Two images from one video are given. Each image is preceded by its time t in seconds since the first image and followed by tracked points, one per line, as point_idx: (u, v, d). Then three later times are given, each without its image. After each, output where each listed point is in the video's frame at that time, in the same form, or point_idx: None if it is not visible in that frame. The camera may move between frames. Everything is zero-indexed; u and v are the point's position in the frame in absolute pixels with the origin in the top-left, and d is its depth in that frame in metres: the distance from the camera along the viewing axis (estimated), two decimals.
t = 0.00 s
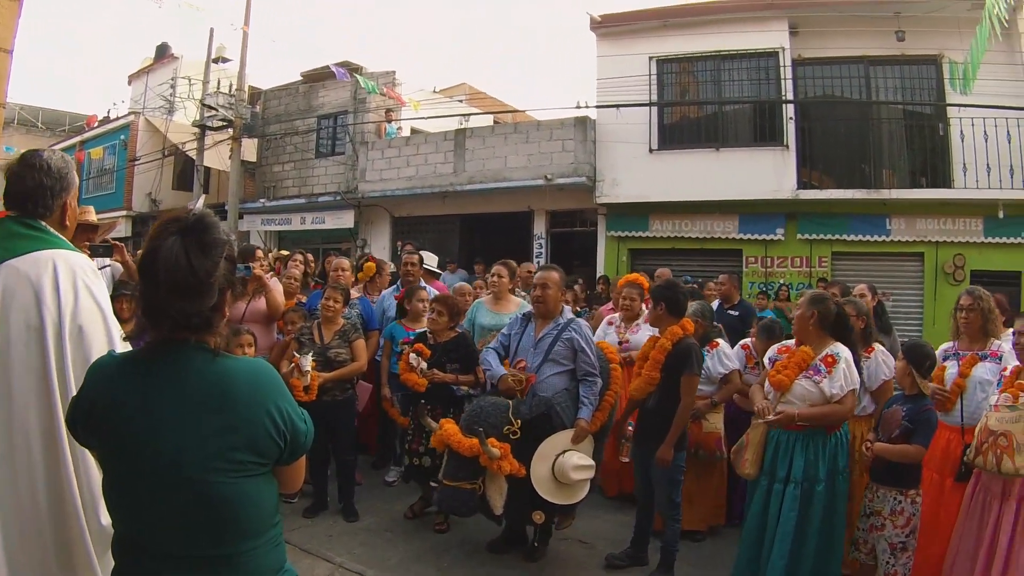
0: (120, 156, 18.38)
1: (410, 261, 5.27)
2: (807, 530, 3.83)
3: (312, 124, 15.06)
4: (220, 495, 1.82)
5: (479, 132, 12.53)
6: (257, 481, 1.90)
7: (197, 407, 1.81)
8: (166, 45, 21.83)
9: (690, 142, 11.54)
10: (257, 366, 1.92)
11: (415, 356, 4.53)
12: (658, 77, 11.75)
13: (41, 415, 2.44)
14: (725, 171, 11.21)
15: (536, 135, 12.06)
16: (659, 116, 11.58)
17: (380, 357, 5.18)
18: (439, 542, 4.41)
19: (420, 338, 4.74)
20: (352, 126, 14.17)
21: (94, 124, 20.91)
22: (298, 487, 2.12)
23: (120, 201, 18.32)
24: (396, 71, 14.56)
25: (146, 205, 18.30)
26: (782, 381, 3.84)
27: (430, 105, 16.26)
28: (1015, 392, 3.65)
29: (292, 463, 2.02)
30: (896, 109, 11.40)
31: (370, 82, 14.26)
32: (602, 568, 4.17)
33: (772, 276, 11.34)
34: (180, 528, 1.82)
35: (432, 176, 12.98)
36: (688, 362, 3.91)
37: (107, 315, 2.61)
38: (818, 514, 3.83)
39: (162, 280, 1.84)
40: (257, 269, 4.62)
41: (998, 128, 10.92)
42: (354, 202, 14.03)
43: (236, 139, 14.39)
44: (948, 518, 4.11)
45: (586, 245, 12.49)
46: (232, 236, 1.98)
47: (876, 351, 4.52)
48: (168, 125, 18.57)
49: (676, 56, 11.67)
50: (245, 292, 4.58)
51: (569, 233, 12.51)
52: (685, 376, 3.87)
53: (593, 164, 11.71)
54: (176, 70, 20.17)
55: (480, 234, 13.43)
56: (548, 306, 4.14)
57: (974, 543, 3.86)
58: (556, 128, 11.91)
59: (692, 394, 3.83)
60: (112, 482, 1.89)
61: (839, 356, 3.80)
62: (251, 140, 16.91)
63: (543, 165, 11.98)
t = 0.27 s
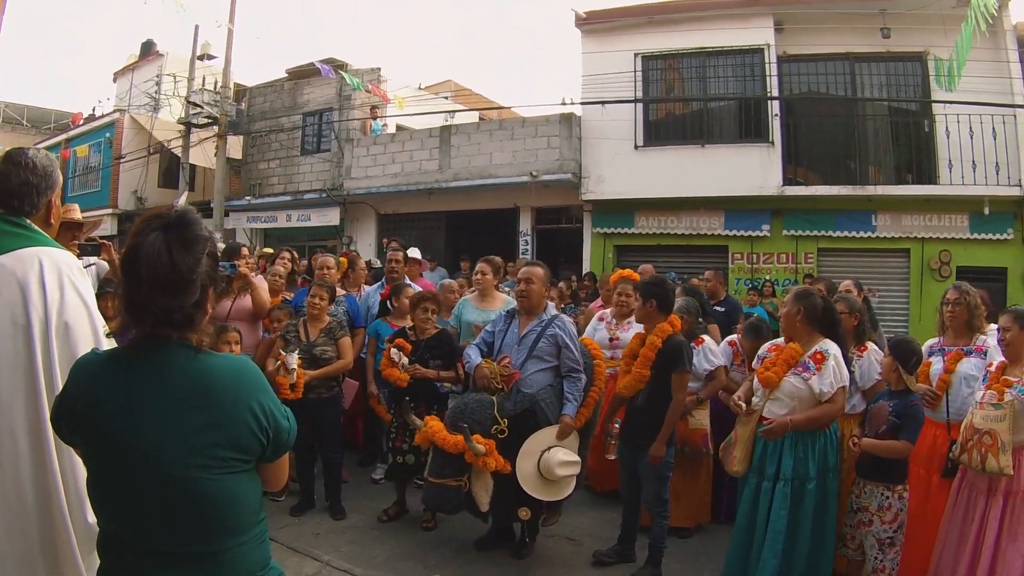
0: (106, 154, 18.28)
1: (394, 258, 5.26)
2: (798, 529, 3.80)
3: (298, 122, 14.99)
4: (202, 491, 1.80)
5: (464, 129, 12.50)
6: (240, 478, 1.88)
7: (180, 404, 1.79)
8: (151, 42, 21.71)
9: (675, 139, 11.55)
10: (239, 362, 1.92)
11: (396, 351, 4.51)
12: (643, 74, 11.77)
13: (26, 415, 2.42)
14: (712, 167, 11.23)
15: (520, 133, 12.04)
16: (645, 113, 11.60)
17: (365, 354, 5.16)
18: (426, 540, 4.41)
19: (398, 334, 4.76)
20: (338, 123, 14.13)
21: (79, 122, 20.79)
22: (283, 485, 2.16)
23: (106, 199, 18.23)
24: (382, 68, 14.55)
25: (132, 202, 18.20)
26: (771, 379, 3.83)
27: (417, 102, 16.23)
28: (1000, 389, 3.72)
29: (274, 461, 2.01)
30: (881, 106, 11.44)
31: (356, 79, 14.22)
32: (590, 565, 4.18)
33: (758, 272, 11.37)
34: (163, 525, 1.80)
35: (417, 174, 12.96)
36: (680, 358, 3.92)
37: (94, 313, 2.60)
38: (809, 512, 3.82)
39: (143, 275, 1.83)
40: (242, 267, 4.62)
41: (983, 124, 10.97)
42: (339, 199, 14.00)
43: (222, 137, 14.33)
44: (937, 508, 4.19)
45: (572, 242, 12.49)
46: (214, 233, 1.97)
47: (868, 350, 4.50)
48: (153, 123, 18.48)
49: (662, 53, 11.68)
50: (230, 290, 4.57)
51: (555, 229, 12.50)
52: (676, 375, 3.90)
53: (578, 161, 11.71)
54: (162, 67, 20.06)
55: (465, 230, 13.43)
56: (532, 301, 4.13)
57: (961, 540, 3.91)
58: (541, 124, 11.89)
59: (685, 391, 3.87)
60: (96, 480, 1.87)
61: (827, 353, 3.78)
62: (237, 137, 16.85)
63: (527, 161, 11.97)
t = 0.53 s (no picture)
0: (95, 148, 18.21)
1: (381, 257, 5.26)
2: (784, 535, 3.80)
3: (288, 120, 14.94)
4: (183, 487, 1.80)
5: (454, 129, 12.49)
6: (220, 475, 1.88)
7: (161, 400, 1.79)
8: (143, 37, 21.64)
9: (665, 142, 11.57)
10: (222, 359, 1.91)
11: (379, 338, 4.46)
12: (633, 77, 11.80)
13: (10, 411, 2.41)
14: (701, 171, 11.27)
15: (510, 133, 12.04)
16: (635, 115, 11.62)
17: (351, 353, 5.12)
18: (410, 539, 4.40)
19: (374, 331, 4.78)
20: (328, 121, 14.10)
21: (69, 116, 20.70)
22: (264, 485, 2.15)
23: (95, 194, 18.14)
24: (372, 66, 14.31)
25: (120, 197, 18.11)
26: (758, 383, 3.84)
27: (408, 101, 16.21)
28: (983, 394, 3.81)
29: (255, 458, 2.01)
30: (871, 113, 11.48)
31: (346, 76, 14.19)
32: (573, 566, 4.18)
33: (745, 277, 11.38)
34: (147, 520, 1.80)
35: (406, 173, 12.95)
36: (667, 363, 3.94)
37: (77, 308, 2.58)
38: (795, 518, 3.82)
39: (127, 269, 1.82)
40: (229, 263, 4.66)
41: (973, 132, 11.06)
42: (328, 198, 13.98)
43: (213, 133, 14.28)
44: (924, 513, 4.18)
45: (561, 244, 12.49)
46: (198, 228, 1.96)
47: (855, 357, 4.51)
48: (143, 118, 18.40)
49: (653, 56, 11.70)
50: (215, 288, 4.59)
51: (543, 231, 12.49)
52: (664, 377, 3.93)
53: (568, 163, 11.73)
54: (152, 62, 20.00)
55: (454, 230, 13.42)
56: (516, 302, 4.13)
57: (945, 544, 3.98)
58: (531, 125, 11.89)
59: (669, 393, 3.92)
60: (77, 475, 1.86)
61: (815, 358, 3.78)
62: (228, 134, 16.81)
63: (516, 162, 11.98)
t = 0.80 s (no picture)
0: (91, 152, 18.20)
1: (378, 255, 5.26)
2: (793, 524, 3.80)
3: (283, 119, 14.91)
4: (180, 488, 1.80)
5: (449, 126, 12.48)
6: (217, 475, 1.88)
7: (157, 401, 1.79)
8: (136, 40, 21.62)
9: (661, 134, 11.56)
10: (217, 359, 1.91)
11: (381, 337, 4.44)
12: (628, 70, 11.79)
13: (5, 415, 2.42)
14: (698, 163, 11.26)
15: (506, 129, 12.02)
16: (630, 109, 11.65)
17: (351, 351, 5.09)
18: (414, 536, 4.41)
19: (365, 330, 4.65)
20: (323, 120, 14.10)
21: (64, 121, 20.69)
22: (263, 484, 2.15)
23: (92, 198, 18.14)
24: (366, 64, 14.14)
25: (118, 201, 18.10)
26: (761, 373, 3.83)
27: (403, 99, 16.20)
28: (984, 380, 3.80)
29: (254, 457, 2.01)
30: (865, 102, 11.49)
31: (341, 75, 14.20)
32: (578, 559, 4.19)
33: (744, 267, 11.40)
34: (145, 520, 1.80)
35: (403, 171, 12.94)
36: (666, 355, 3.94)
37: (72, 311, 2.57)
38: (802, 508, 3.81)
39: (118, 271, 1.82)
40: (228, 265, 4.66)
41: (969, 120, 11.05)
42: (325, 197, 14.00)
43: (208, 134, 14.26)
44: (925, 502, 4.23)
45: (559, 238, 12.49)
46: (189, 228, 1.96)
47: (853, 344, 4.50)
48: (138, 121, 18.38)
49: (647, 49, 11.69)
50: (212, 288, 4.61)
51: (541, 226, 12.50)
52: (664, 367, 3.93)
53: (563, 158, 11.74)
54: (146, 66, 19.98)
55: (451, 226, 13.42)
56: (515, 296, 4.13)
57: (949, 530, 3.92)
58: (526, 120, 11.88)
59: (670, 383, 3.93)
60: (74, 478, 1.87)
61: (817, 347, 3.80)
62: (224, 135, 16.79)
63: (513, 158, 11.95)
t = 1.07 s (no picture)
0: (96, 154, 18.25)
1: (385, 248, 5.26)
2: (811, 509, 3.81)
3: (287, 116, 14.92)
4: (187, 487, 1.80)
5: (454, 118, 12.48)
6: (227, 472, 1.88)
7: (162, 399, 1.79)
8: (138, 41, 21.63)
9: (665, 122, 11.51)
10: (223, 356, 1.91)
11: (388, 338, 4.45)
12: (631, 58, 11.75)
13: (10, 416, 2.44)
14: (702, 150, 11.23)
15: (510, 120, 12.01)
16: (633, 97, 11.59)
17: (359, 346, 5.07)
18: (426, 529, 4.41)
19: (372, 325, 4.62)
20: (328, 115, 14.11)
21: (68, 124, 20.75)
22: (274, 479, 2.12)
23: (98, 200, 18.19)
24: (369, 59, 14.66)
25: (124, 202, 18.15)
26: (775, 360, 3.80)
27: (406, 93, 16.19)
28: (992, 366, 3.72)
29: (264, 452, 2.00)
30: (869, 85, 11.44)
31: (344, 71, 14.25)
32: (590, 549, 4.19)
33: (752, 253, 11.39)
34: (150, 521, 1.80)
35: (408, 163, 12.93)
36: (671, 343, 3.93)
37: (74, 310, 2.57)
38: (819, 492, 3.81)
39: (121, 270, 1.82)
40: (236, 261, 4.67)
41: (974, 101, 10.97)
42: (330, 191, 13.98)
43: (212, 133, 14.28)
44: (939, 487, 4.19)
45: (565, 228, 12.49)
46: (192, 225, 1.96)
47: (860, 329, 4.46)
48: (142, 122, 18.42)
49: (649, 36, 11.65)
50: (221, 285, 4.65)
51: (547, 216, 12.49)
52: (670, 355, 3.93)
53: (569, 146, 11.71)
54: (149, 66, 20.01)
55: (457, 219, 13.41)
56: (523, 286, 4.13)
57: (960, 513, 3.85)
58: (531, 110, 11.87)
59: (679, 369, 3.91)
60: (83, 478, 1.88)
61: (829, 331, 3.79)
62: (227, 134, 16.82)
63: (517, 148, 11.95)
